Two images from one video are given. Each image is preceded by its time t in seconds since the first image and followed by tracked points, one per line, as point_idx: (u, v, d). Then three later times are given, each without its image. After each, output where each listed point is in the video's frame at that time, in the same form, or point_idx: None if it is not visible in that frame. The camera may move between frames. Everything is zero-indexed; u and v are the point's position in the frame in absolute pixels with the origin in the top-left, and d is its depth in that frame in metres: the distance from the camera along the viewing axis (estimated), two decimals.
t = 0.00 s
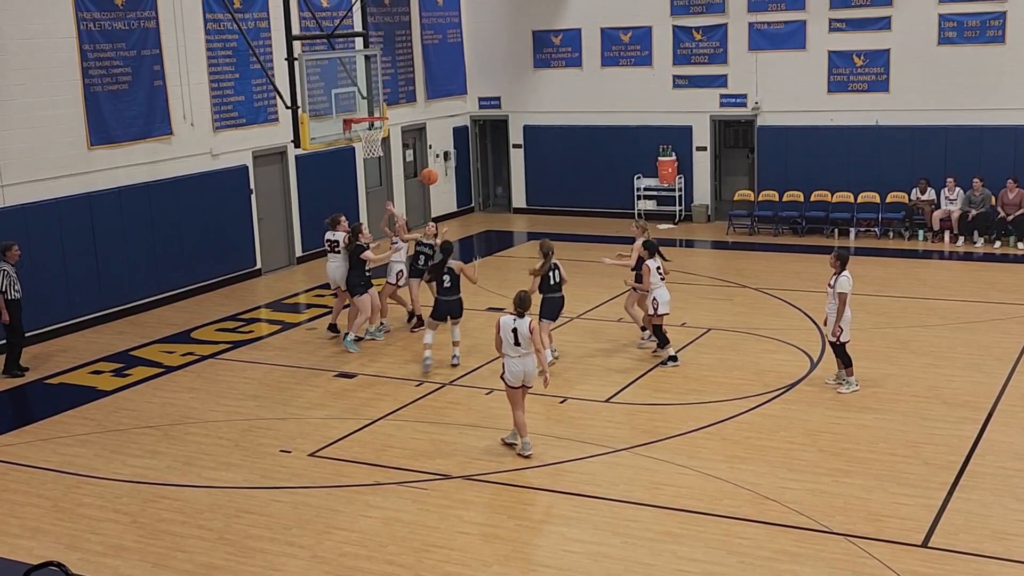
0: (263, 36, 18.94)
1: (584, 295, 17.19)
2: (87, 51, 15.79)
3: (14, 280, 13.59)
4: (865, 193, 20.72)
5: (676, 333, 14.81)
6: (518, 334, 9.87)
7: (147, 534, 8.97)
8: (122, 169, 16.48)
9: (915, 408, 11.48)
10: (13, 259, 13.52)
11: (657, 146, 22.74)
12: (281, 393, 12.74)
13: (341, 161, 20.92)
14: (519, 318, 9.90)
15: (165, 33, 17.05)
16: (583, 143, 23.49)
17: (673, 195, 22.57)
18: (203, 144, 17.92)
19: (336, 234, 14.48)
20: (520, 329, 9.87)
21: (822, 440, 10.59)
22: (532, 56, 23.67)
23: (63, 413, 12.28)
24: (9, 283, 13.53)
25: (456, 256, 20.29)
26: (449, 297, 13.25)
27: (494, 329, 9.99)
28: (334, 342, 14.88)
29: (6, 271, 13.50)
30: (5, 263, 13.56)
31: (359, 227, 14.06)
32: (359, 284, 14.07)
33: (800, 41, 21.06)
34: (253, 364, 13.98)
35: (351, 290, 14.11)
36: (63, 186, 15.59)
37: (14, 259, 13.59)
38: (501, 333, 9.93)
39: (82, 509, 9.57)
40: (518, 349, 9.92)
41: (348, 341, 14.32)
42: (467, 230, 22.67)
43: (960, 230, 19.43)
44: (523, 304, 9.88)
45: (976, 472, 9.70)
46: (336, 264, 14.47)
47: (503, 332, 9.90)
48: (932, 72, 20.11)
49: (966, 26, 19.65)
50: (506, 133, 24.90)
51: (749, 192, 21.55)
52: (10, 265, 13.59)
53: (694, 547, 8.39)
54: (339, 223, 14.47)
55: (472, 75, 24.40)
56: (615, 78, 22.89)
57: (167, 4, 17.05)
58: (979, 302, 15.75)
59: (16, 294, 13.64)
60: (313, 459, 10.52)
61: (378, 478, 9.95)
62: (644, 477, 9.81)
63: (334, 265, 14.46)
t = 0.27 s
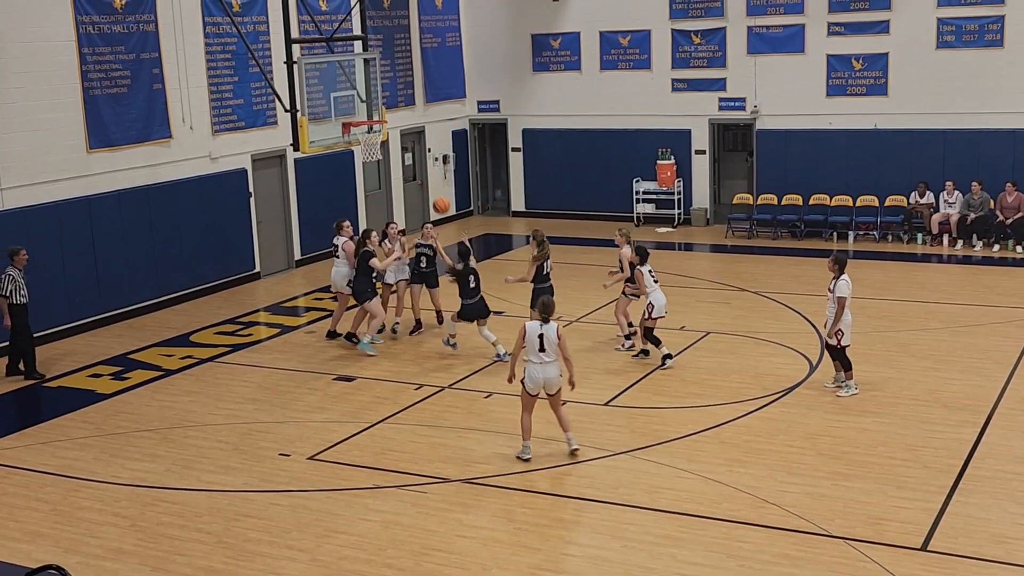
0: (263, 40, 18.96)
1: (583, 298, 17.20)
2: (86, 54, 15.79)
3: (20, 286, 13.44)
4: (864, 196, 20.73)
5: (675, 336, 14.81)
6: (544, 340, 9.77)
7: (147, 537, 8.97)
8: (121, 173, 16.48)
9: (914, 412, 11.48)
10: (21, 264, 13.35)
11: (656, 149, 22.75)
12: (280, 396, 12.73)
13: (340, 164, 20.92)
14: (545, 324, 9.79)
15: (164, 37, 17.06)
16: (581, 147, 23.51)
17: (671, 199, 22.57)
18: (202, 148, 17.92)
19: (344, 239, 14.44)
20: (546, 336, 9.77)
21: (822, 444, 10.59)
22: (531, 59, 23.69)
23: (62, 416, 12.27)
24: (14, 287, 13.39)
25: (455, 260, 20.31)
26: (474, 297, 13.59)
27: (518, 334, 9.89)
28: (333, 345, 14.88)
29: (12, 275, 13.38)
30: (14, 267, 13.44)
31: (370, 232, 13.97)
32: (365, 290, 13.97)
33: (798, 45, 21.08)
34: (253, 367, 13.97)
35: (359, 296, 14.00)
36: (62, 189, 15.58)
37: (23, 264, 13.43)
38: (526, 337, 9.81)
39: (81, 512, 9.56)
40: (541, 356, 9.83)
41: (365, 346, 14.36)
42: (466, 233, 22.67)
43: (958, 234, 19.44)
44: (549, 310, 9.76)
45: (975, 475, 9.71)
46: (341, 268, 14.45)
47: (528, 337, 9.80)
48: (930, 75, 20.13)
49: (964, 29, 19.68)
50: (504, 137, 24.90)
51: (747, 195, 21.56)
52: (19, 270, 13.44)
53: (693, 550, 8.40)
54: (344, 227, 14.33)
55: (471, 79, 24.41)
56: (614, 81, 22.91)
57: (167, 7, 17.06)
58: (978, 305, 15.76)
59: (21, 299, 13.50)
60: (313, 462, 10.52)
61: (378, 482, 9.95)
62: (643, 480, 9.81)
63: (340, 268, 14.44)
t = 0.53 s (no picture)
0: (261, 42, 18.96)
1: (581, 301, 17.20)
2: (84, 56, 15.80)
3: (28, 289, 13.40)
4: (861, 199, 20.74)
5: (673, 339, 14.82)
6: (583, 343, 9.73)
7: (144, 539, 8.96)
8: (119, 174, 16.47)
9: (912, 414, 11.49)
10: (29, 266, 13.33)
11: (654, 152, 22.75)
12: (278, 398, 12.73)
13: (337, 166, 20.93)
14: (585, 327, 9.75)
15: (162, 39, 17.06)
16: (579, 149, 23.51)
17: (669, 201, 22.58)
18: (200, 150, 17.92)
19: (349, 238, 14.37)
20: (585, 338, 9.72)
21: (819, 446, 10.60)
22: (529, 62, 23.70)
23: (60, 418, 12.27)
24: (21, 290, 13.37)
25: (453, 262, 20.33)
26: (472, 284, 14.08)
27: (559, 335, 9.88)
28: (331, 347, 14.88)
29: (20, 278, 13.36)
30: (23, 270, 13.43)
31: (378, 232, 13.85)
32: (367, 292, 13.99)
33: (796, 47, 21.10)
34: (250, 369, 13.97)
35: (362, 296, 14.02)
36: (60, 191, 15.58)
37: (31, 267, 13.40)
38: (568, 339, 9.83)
39: (79, 514, 9.56)
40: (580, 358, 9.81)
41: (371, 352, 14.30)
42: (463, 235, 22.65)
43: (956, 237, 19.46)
44: (589, 313, 9.73)
45: (972, 478, 9.72)
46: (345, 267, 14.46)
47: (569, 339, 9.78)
48: (928, 78, 20.16)
49: (961, 33, 19.69)
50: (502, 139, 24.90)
51: (745, 198, 21.57)
52: (28, 273, 13.42)
53: (690, 552, 8.40)
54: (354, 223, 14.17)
55: (469, 81, 24.41)
56: (612, 84, 22.92)
57: (165, 9, 17.07)
58: (975, 308, 15.77)
59: (30, 302, 13.44)
60: (310, 464, 10.51)
61: (375, 484, 9.95)
62: (641, 483, 9.81)
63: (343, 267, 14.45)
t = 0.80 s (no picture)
0: (256, 42, 18.95)
1: (576, 301, 17.21)
2: (80, 56, 15.78)
3: (39, 289, 13.56)
4: (857, 200, 20.75)
5: (668, 340, 14.82)
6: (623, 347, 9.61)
7: (139, 539, 8.95)
8: (114, 174, 16.45)
9: (907, 415, 11.51)
10: (39, 267, 13.48)
11: (650, 153, 22.75)
12: (273, 399, 12.72)
13: (333, 167, 20.92)
14: (629, 330, 9.61)
15: (157, 38, 17.04)
16: (575, 150, 23.51)
17: (665, 202, 22.57)
18: (196, 150, 17.91)
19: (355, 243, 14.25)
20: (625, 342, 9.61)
21: (814, 447, 10.61)
22: (525, 63, 23.70)
23: (55, 418, 12.26)
24: (33, 291, 13.54)
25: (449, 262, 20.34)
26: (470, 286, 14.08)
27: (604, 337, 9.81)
28: (327, 348, 14.87)
29: (30, 279, 13.51)
30: (33, 271, 13.56)
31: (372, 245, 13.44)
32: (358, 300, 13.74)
33: (792, 49, 21.11)
34: (246, 369, 13.96)
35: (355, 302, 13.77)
36: (55, 191, 15.55)
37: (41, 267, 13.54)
38: (611, 341, 9.72)
39: (74, 514, 9.54)
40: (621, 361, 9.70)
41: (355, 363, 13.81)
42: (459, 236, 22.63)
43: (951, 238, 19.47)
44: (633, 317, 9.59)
45: (968, 479, 9.73)
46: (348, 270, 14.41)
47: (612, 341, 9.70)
48: (923, 80, 20.19)
49: (957, 34, 19.71)
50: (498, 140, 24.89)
51: (741, 199, 21.58)
52: (38, 273, 13.57)
53: (685, 553, 8.40)
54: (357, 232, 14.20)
55: (465, 82, 24.40)
56: (608, 85, 22.92)
57: (161, 9, 17.06)
58: (971, 310, 15.79)
59: (41, 302, 13.62)
60: (306, 465, 10.51)
61: (370, 485, 9.94)
62: (636, 483, 9.81)
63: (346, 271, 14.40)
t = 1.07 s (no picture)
0: (250, 41, 18.93)
1: (570, 300, 17.21)
2: (73, 54, 15.74)
3: (48, 288, 13.59)
4: (849, 201, 20.79)
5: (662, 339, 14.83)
6: (687, 354, 9.75)
7: (132, 538, 8.94)
8: (107, 173, 16.43)
9: (900, 415, 11.52)
10: (50, 265, 13.54)
11: (643, 152, 22.76)
12: (266, 398, 12.70)
13: (327, 165, 20.90)
14: (695, 340, 9.75)
15: (151, 36, 17.01)
16: (569, 149, 23.52)
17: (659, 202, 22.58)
18: (189, 148, 17.88)
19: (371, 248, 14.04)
20: (688, 349, 9.75)
21: (807, 447, 10.62)
22: (519, 62, 23.70)
23: (47, 417, 12.24)
24: (41, 289, 13.58)
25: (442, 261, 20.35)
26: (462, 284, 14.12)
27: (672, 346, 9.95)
28: (320, 347, 14.86)
29: (40, 277, 13.57)
30: (44, 270, 13.62)
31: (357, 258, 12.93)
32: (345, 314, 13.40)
33: (786, 48, 21.13)
34: (239, 368, 13.94)
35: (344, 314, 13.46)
36: (48, 189, 15.52)
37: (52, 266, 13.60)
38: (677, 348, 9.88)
39: (66, 513, 9.52)
40: (681, 369, 9.83)
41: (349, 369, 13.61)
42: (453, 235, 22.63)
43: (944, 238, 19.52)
44: (700, 325, 9.71)
45: (960, 479, 9.75)
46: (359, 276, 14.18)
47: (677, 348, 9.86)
48: (916, 80, 20.22)
49: (950, 35, 19.75)
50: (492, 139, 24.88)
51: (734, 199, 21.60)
52: (49, 271, 13.62)
53: (678, 553, 8.41)
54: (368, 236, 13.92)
55: (458, 81, 24.39)
56: (601, 84, 22.93)
57: (154, 7, 17.02)
58: (963, 309, 15.82)
59: (50, 301, 13.64)
60: (299, 463, 10.50)
61: (363, 484, 9.93)
62: (630, 483, 9.81)
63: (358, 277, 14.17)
